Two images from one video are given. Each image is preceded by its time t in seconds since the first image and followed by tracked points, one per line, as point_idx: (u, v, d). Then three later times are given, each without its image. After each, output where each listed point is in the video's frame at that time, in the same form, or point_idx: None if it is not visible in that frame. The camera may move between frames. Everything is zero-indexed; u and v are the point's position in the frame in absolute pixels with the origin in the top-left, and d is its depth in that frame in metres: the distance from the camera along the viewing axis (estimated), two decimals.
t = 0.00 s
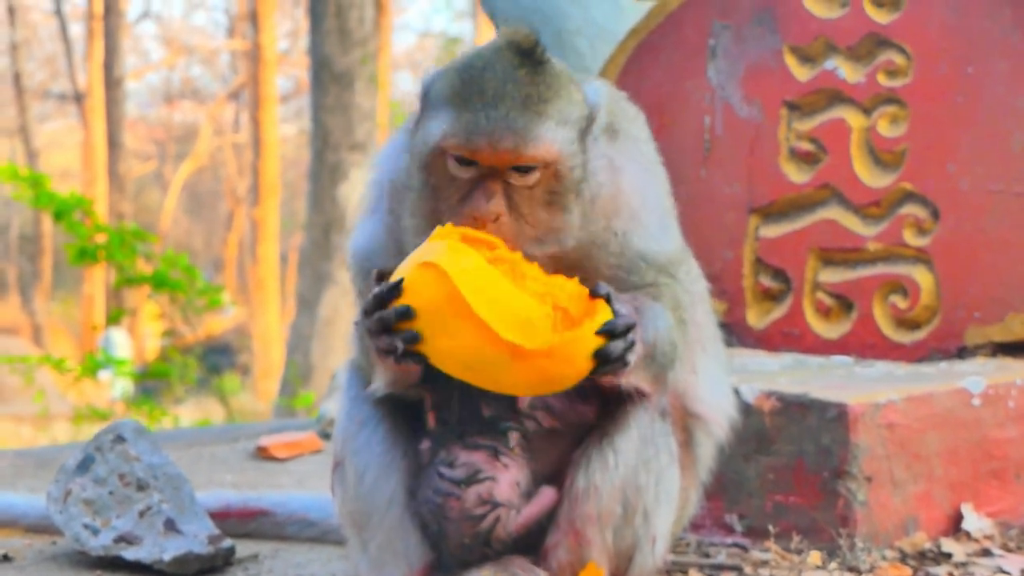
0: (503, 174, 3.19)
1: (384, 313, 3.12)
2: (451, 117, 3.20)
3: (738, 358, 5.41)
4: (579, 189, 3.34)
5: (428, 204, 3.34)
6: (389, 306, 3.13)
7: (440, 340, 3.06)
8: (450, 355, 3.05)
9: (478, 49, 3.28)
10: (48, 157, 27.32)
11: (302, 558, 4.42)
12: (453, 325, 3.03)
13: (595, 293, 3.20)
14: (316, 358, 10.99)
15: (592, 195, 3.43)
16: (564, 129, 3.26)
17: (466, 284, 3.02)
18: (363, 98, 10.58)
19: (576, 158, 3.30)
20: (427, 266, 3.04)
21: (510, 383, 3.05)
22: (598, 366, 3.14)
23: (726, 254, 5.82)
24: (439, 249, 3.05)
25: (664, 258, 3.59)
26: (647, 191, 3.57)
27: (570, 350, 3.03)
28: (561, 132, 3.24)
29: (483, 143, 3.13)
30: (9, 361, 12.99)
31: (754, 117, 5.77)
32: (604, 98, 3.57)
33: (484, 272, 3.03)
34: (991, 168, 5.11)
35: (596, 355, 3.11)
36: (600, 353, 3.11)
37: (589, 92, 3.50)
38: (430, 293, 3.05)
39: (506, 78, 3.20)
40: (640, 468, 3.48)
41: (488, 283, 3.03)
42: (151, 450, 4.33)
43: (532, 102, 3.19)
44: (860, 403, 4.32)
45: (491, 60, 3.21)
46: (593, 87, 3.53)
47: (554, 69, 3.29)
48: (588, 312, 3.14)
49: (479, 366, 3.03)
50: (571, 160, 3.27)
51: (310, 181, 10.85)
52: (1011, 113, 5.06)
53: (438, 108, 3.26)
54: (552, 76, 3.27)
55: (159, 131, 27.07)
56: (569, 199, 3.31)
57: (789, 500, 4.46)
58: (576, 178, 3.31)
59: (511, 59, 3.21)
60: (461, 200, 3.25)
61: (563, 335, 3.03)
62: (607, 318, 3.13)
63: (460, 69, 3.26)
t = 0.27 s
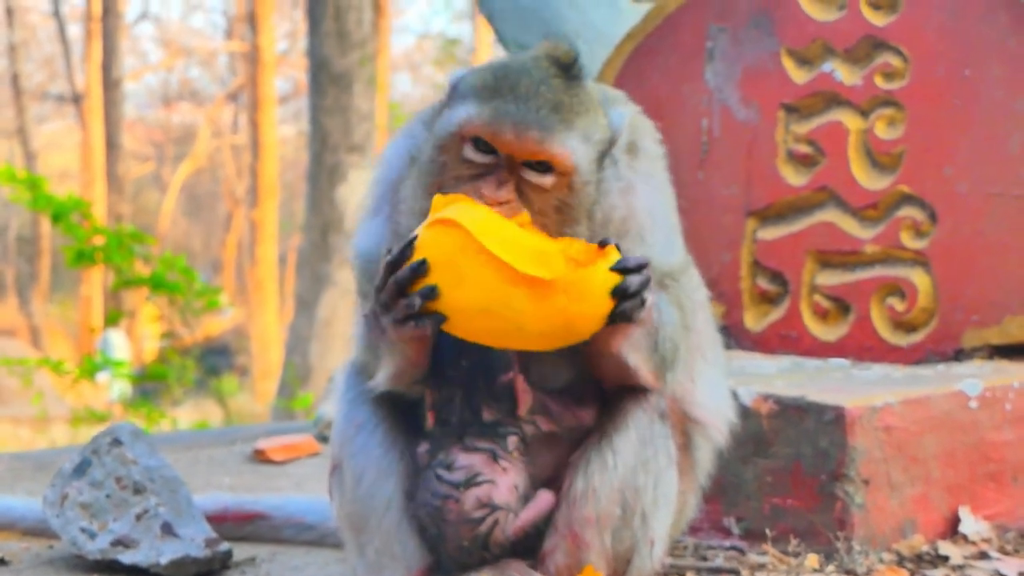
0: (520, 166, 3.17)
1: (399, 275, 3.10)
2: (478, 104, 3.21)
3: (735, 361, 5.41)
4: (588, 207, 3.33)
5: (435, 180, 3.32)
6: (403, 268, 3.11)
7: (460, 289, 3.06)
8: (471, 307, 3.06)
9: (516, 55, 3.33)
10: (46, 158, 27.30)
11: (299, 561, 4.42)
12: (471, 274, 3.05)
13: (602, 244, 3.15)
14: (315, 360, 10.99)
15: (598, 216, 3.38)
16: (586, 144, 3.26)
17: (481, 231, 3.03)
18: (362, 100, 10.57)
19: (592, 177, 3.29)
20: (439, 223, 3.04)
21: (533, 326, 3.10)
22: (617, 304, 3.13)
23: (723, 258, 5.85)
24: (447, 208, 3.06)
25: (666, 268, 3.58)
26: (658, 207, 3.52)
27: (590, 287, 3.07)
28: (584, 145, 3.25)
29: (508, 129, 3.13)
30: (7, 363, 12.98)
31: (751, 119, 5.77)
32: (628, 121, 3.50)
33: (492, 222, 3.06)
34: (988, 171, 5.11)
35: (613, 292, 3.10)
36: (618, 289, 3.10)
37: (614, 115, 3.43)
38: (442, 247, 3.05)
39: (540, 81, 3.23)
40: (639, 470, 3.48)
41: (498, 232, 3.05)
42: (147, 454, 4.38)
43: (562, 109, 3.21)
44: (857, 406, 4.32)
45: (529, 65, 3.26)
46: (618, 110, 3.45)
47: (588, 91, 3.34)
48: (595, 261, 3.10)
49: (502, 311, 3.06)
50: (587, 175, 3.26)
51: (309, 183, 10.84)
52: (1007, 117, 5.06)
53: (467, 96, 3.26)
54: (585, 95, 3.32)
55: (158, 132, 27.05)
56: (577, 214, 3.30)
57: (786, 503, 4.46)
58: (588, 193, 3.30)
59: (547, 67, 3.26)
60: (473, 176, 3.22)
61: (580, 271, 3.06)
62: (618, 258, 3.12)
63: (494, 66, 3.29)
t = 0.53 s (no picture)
0: (520, 174, 3.08)
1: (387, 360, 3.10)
2: (471, 111, 3.10)
3: (731, 363, 5.41)
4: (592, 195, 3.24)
5: (443, 194, 3.20)
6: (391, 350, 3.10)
7: (446, 380, 3.04)
8: (457, 396, 3.04)
9: (500, 42, 3.21)
10: (45, 157, 27.28)
11: (294, 562, 4.42)
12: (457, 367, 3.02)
13: (595, 316, 3.24)
14: (312, 360, 10.98)
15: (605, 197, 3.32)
16: (584, 129, 3.16)
17: (466, 324, 3.01)
18: (360, 99, 10.56)
19: (595, 158, 3.20)
20: (425, 313, 3.03)
21: (518, 419, 3.06)
22: (603, 391, 3.14)
23: (718, 259, 5.85)
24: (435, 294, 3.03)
25: (664, 262, 3.58)
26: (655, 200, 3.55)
27: (577, 381, 3.04)
28: (581, 131, 3.15)
29: (504, 141, 3.03)
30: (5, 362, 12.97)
31: (747, 120, 5.77)
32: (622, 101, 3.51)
33: (480, 312, 3.03)
34: (983, 173, 5.10)
35: (600, 381, 3.10)
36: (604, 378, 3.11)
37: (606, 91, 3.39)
38: (429, 336, 3.03)
39: (529, 72, 3.10)
40: (633, 474, 3.48)
41: (483, 324, 3.02)
42: (142, 454, 4.37)
43: (555, 99, 3.10)
44: (852, 408, 4.32)
45: (516, 55, 3.14)
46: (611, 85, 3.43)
47: (578, 68, 3.22)
48: (591, 339, 3.15)
49: (488, 405, 3.03)
50: (589, 160, 3.17)
51: (307, 182, 10.83)
52: (1004, 118, 5.05)
53: (461, 101, 3.15)
54: (575, 74, 3.20)
55: (156, 131, 27.03)
56: (582, 203, 3.21)
57: (781, 505, 4.46)
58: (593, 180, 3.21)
59: (533, 54, 3.14)
60: (478, 197, 3.11)
61: (568, 369, 3.03)
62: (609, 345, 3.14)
63: (482, 62, 3.18)
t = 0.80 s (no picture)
0: (498, 181, 3.06)
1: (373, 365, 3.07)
2: (450, 122, 3.10)
3: (716, 367, 5.39)
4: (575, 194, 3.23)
5: (424, 206, 3.17)
6: (377, 355, 3.08)
7: (433, 385, 3.02)
8: (444, 401, 3.02)
9: (475, 48, 3.21)
10: (28, 162, 27.17)
11: (280, 570, 4.39)
12: (444, 370, 3.00)
13: (581, 318, 3.20)
14: (298, 364, 10.94)
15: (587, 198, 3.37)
16: (561, 131, 3.16)
17: (452, 328, 2.99)
18: (343, 103, 10.53)
19: (573, 160, 3.19)
20: (411, 318, 3.01)
21: (506, 421, 3.05)
22: (591, 393, 3.12)
23: (704, 263, 5.82)
24: (421, 298, 3.01)
25: (650, 265, 3.56)
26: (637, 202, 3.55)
27: (564, 382, 3.02)
28: (558, 134, 3.14)
29: (483, 150, 3.02)
30: None
31: (731, 123, 5.76)
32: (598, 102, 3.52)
33: (466, 316, 3.00)
34: (967, 175, 5.11)
35: (587, 383, 3.08)
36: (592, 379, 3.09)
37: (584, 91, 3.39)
38: (416, 341, 3.01)
39: (506, 77, 3.11)
40: (618, 480, 3.47)
41: (469, 327, 3.00)
42: (127, 463, 4.32)
43: (532, 103, 3.10)
44: (838, 412, 4.31)
45: (491, 60, 3.14)
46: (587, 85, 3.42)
47: (553, 69, 3.22)
48: (577, 340, 3.13)
49: (475, 410, 3.02)
50: (567, 162, 3.16)
51: (291, 187, 10.80)
52: (987, 119, 5.06)
53: (439, 110, 3.16)
54: (550, 75, 3.20)
55: (140, 135, 26.93)
56: (565, 203, 3.19)
57: (768, 510, 4.45)
58: (572, 183, 3.20)
59: (508, 58, 3.14)
60: (460, 206, 3.09)
61: (555, 370, 3.02)
62: (596, 346, 3.11)
63: (458, 71, 3.18)
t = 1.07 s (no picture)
0: (514, 184, 2.96)
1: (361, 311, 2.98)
2: (471, 122, 2.99)
3: (698, 372, 5.39)
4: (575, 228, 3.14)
5: (423, 204, 3.04)
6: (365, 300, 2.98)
7: (424, 320, 2.93)
8: (436, 337, 2.94)
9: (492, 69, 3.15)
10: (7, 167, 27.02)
11: None
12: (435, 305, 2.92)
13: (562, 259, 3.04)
14: (278, 369, 10.89)
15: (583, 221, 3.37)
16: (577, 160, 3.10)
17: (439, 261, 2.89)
18: (323, 107, 10.50)
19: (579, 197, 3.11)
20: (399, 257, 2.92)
21: (499, 349, 2.97)
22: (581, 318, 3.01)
23: (685, 268, 5.82)
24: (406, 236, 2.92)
25: (636, 282, 3.57)
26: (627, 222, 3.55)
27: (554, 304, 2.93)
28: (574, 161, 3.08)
29: (507, 151, 2.93)
30: None
31: (712, 128, 5.76)
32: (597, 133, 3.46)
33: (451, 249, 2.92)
34: (948, 179, 5.12)
35: (578, 306, 2.98)
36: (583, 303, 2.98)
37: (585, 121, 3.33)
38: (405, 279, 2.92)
39: (527, 97, 3.05)
40: (602, 483, 3.43)
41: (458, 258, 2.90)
42: (109, 469, 4.30)
43: (552, 125, 3.03)
44: (820, 416, 4.31)
45: (511, 81, 3.08)
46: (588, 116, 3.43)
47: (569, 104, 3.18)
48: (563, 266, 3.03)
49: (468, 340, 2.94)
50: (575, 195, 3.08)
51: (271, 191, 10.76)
52: (968, 124, 5.07)
53: (452, 115, 3.04)
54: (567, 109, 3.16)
55: (120, 140, 26.81)
56: (565, 234, 3.09)
57: (750, 514, 4.44)
58: (574, 215, 3.11)
59: (529, 84, 3.09)
60: (467, 199, 2.97)
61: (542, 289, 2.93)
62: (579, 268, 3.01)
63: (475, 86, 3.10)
